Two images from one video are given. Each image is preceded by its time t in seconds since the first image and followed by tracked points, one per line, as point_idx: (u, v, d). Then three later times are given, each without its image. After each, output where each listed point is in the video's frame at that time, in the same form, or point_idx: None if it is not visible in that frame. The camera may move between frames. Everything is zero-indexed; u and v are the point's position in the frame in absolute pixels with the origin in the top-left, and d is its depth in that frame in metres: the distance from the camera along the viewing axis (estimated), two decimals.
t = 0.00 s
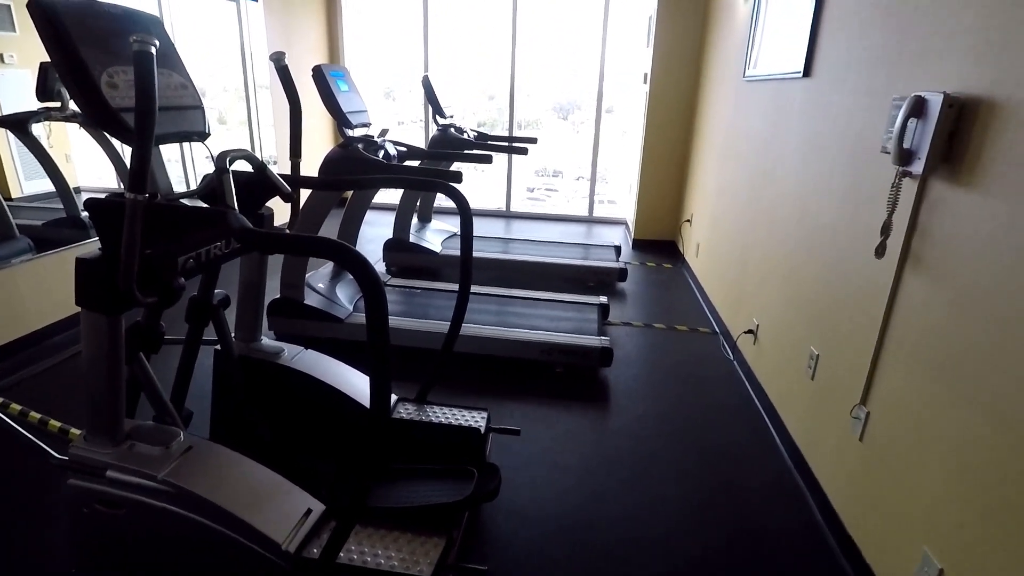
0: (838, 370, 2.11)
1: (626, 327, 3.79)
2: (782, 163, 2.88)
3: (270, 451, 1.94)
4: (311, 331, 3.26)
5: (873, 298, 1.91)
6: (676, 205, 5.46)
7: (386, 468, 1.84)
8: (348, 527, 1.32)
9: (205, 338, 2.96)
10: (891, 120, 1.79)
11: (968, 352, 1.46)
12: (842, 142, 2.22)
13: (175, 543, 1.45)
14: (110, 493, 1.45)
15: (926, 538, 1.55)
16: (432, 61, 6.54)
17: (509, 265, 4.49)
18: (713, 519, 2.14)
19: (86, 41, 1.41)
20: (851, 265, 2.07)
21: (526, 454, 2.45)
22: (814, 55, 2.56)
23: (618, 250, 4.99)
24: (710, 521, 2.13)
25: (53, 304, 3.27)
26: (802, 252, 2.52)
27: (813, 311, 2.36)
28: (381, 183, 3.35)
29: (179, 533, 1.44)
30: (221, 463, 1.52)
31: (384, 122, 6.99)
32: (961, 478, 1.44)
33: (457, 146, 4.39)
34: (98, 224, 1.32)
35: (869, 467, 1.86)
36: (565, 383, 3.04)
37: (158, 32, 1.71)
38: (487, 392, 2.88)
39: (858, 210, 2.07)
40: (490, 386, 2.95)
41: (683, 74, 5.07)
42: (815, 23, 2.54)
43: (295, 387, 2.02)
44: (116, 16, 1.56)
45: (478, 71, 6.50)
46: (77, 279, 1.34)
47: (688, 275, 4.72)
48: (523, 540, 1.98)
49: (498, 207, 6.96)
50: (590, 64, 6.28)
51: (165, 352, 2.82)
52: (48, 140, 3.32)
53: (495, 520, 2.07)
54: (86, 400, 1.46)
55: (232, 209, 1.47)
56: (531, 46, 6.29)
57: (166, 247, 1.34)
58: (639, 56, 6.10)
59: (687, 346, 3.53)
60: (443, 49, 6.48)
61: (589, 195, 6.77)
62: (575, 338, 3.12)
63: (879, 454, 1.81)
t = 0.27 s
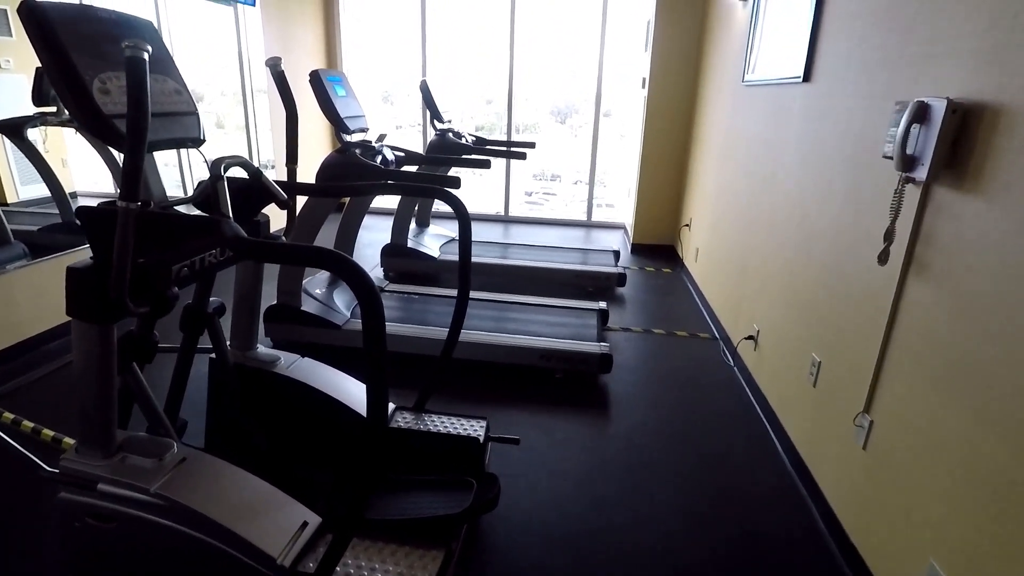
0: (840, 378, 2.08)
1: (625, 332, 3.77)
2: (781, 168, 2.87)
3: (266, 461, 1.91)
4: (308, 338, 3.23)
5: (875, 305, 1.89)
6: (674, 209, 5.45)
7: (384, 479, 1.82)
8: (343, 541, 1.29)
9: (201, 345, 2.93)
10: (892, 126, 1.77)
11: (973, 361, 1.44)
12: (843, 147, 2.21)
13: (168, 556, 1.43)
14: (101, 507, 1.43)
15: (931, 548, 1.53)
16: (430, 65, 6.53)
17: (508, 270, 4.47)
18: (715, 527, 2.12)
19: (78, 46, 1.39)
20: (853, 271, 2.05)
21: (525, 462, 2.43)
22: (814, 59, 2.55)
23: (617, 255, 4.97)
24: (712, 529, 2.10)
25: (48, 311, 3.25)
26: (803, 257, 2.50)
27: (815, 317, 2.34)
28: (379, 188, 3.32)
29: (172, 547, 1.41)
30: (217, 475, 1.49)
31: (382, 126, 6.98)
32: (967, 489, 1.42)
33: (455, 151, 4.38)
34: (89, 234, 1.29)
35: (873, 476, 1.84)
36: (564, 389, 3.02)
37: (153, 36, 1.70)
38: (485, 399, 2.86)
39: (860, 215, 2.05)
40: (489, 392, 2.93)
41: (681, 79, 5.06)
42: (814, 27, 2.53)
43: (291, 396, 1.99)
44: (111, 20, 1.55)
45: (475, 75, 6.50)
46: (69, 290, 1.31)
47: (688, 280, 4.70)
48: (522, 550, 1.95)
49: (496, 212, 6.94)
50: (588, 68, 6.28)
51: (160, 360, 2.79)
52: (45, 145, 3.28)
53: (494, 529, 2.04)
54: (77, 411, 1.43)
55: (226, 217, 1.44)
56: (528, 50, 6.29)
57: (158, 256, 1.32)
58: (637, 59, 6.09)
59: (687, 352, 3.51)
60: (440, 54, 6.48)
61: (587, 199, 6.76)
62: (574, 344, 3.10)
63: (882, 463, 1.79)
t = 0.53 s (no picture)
0: (845, 388, 2.05)
1: (625, 339, 3.73)
2: (783, 174, 2.84)
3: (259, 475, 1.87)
4: (305, 346, 3.19)
5: (879, 314, 1.86)
6: (673, 214, 5.42)
7: (380, 494, 1.79)
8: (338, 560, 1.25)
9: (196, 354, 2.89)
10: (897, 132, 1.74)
11: (980, 372, 1.41)
12: (846, 153, 2.18)
13: None
14: (87, 525, 1.39)
15: (937, 564, 1.50)
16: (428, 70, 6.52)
17: (507, 276, 4.44)
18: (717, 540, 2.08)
19: (65, 53, 1.37)
20: (856, 280, 2.02)
21: (524, 474, 2.39)
22: (815, 65, 2.52)
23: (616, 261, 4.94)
24: (714, 541, 2.06)
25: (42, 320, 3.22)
26: (805, 265, 2.47)
27: (818, 326, 2.31)
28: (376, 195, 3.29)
29: (161, 566, 1.38)
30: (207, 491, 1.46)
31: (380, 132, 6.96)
32: (973, 503, 1.39)
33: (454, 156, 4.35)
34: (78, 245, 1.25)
35: (879, 489, 1.80)
36: (564, 398, 2.98)
37: (147, 43, 1.68)
38: (484, 409, 2.82)
39: (863, 223, 2.01)
40: (488, 401, 2.89)
41: (679, 84, 5.05)
42: (816, 33, 2.51)
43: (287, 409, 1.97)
44: (101, 26, 1.53)
45: (473, 80, 6.48)
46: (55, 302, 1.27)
47: (688, 286, 4.67)
48: (521, 565, 1.91)
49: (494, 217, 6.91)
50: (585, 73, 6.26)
51: (154, 369, 2.76)
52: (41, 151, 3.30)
53: (492, 544, 2.00)
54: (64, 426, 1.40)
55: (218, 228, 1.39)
56: (526, 55, 6.28)
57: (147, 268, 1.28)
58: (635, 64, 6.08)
59: (687, 359, 3.48)
60: (438, 58, 6.46)
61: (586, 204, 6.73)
62: (573, 352, 3.07)
63: (888, 476, 1.75)
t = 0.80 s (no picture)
0: (851, 404, 2.00)
1: (625, 349, 3.68)
2: (784, 182, 2.80)
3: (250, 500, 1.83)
4: (300, 357, 3.14)
5: (887, 328, 1.81)
6: (673, 221, 5.39)
7: (374, 516, 1.75)
8: None
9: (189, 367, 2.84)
10: (903, 142, 1.70)
11: (994, 393, 1.36)
12: (851, 162, 2.14)
13: None
14: (68, 552, 1.34)
15: None
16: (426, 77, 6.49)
17: (505, 285, 4.39)
18: (721, 559, 2.02)
19: (46, 64, 1.33)
20: (862, 293, 1.98)
21: (523, 490, 2.33)
22: (817, 72, 2.49)
23: (616, 269, 4.90)
24: (718, 560, 2.01)
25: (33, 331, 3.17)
26: (808, 276, 2.43)
27: (822, 338, 2.26)
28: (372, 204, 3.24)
29: None
30: (196, 515, 1.39)
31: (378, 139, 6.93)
32: (988, 528, 1.34)
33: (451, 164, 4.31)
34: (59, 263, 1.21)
35: (888, 509, 1.75)
36: (563, 411, 2.93)
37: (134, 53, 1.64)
38: (482, 422, 2.77)
39: (868, 234, 1.97)
40: (486, 415, 2.84)
41: (678, 91, 5.02)
42: (818, 40, 2.48)
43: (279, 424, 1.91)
44: (86, 37, 1.50)
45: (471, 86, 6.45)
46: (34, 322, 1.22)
47: (688, 294, 4.64)
48: None
49: (492, 224, 6.88)
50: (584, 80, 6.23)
51: (146, 383, 2.71)
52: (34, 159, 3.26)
53: (490, 565, 1.94)
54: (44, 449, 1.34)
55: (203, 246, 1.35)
56: (525, 62, 6.25)
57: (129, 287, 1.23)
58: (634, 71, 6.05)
59: (688, 369, 3.44)
60: (436, 65, 6.44)
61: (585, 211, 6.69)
62: (571, 363, 3.02)
63: (898, 496, 1.70)
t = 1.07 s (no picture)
0: (860, 420, 1.94)
1: (626, 360, 3.63)
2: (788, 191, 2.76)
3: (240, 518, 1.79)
4: (296, 370, 3.09)
5: (897, 342, 1.75)
6: (674, 229, 5.34)
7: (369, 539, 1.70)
8: None
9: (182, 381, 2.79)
10: (912, 153, 1.65)
11: (1009, 413, 1.31)
12: (859, 171, 2.08)
13: None
14: None
15: None
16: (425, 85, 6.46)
17: (505, 295, 4.35)
18: None
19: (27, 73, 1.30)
20: (870, 306, 1.93)
21: (522, 507, 2.27)
22: (821, 80, 2.44)
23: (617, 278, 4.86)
24: None
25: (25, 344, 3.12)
26: (813, 287, 2.38)
27: (829, 351, 2.20)
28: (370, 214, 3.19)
29: None
30: (182, 539, 1.33)
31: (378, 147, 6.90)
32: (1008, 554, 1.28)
33: (450, 173, 4.28)
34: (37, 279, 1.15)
35: (900, 530, 1.68)
36: (564, 425, 2.87)
37: (122, 61, 1.61)
38: (480, 436, 2.72)
39: (875, 246, 1.93)
40: (486, 429, 2.78)
41: (679, 99, 4.99)
42: (821, 48, 2.44)
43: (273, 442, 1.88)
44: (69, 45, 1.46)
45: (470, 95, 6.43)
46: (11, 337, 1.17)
47: (689, 304, 4.59)
48: None
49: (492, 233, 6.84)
50: (583, 88, 6.21)
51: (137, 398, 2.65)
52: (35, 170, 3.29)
53: None
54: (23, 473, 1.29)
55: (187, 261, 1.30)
56: (524, 70, 6.23)
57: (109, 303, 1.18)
58: (634, 79, 6.03)
59: (690, 381, 3.38)
60: (436, 74, 6.42)
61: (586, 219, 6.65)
62: (571, 376, 2.97)
63: (911, 518, 1.64)
